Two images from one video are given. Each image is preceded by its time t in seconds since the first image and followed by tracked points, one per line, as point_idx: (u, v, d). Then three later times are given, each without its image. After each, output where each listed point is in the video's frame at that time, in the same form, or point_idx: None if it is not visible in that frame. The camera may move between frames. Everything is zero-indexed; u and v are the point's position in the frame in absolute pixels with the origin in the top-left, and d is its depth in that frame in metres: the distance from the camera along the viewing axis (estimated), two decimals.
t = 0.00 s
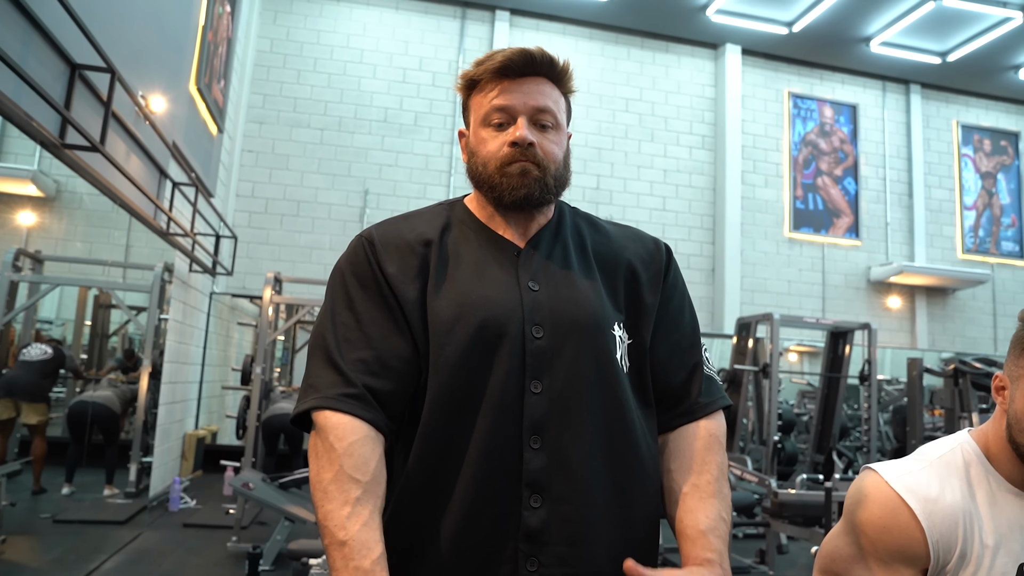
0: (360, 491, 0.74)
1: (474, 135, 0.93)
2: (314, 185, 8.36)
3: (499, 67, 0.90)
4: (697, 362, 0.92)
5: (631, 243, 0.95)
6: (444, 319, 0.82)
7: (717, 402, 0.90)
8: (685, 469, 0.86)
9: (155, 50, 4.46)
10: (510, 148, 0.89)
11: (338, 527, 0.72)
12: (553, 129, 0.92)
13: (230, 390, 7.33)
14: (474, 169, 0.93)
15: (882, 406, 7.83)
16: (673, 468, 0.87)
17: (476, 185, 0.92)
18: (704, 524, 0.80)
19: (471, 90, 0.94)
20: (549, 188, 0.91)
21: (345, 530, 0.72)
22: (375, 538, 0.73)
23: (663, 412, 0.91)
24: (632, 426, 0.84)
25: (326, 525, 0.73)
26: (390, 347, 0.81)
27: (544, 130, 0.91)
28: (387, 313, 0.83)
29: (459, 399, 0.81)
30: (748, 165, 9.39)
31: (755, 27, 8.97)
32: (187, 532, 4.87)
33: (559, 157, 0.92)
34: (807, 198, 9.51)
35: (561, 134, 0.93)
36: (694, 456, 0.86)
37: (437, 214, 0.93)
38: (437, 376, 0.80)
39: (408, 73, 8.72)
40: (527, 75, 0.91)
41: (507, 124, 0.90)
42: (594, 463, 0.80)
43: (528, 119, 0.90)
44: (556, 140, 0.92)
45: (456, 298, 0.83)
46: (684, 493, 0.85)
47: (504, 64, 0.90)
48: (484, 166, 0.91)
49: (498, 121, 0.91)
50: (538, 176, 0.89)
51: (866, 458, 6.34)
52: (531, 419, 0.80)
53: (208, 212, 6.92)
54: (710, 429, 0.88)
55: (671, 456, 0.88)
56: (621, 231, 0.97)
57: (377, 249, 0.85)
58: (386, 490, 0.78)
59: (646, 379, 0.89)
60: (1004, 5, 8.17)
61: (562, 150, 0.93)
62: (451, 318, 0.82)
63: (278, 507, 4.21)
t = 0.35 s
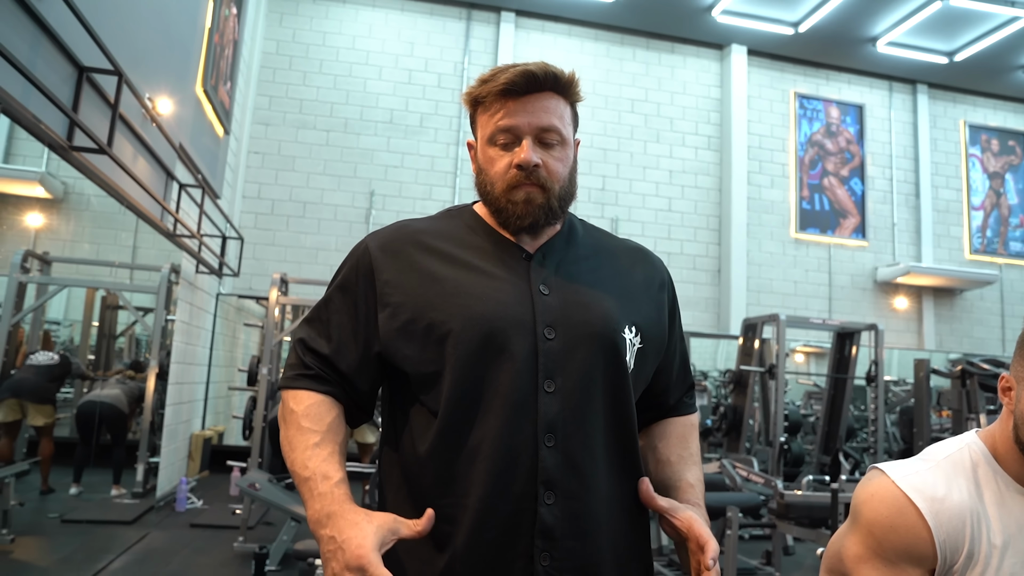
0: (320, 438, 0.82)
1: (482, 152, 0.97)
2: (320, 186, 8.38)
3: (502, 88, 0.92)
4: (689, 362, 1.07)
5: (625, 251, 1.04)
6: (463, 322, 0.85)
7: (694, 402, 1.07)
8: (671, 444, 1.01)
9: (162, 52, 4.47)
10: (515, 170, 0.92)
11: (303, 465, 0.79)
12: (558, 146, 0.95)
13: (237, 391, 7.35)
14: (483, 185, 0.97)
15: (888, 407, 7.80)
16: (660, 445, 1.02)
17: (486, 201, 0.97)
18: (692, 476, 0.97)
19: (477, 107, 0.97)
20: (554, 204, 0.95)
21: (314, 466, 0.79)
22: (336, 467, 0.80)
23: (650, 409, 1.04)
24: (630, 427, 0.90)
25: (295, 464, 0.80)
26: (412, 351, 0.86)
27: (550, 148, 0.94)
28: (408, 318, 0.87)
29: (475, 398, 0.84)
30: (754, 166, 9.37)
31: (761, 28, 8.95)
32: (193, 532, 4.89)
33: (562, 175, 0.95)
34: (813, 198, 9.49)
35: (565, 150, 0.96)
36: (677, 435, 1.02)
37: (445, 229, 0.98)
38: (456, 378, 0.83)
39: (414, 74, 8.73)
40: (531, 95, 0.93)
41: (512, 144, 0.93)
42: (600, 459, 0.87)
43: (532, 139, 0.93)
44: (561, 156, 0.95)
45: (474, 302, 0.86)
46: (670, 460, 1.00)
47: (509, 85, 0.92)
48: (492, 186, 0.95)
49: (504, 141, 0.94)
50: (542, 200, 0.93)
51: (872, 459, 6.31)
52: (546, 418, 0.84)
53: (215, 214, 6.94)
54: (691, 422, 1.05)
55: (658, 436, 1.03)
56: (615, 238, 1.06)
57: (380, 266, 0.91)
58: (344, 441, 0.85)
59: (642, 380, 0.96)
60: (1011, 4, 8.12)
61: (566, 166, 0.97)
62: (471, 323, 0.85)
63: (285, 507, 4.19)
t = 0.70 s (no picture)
0: (314, 429, 0.82)
1: (454, 156, 0.99)
2: (318, 183, 8.37)
3: (466, 92, 0.95)
4: (686, 346, 1.07)
5: (616, 242, 1.04)
6: (448, 322, 0.86)
7: (697, 385, 1.06)
8: (676, 432, 1.01)
9: (159, 47, 4.47)
10: (485, 167, 0.94)
11: (299, 456, 0.79)
12: (527, 140, 0.96)
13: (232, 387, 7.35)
14: (458, 188, 0.99)
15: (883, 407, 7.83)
16: (664, 433, 1.02)
17: (464, 204, 0.98)
18: (694, 463, 0.97)
19: (446, 115, 1.00)
20: (529, 198, 0.96)
21: (312, 455, 0.79)
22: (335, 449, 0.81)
23: (651, 398, 1.04)
24: (616, 420, 0.90)
25: (294, 453, 0.80)
26: (399, 350, 0.87)
27: (518, 143, 0.95)
28: (395, 321, 0.88)
29: (459, 396, 0.85)
30: (751, 166, 9.38)
31: (760, 28, 8.95)
32: (188, 528, 4.88)
33: (534, 168, 0.96)
34: (810, 199, 9.50)
35: (535, 145, 0.97)
36: (682, 422, 1.02)
37: (435, 231, 0.98)
38: (443, 376, 0.84)
39: (412, 71, 8.73)
40: (495, 95, 0.95)
41: (482, 142, 0.95)
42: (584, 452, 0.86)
43: (499, 135, 0.95)
44: (531, 151, 0.97)
45: (456, 302, 0.87)
46: (675, 448, 1.00)
47: (472, 87, 0.95)
48: (466, 186, 0.97)
49: (473, 141, 0.96)
50: (516, 197, 0.94)
51: (866, 460, 6.33)
52: (529, 413, 0.84)
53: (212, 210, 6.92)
54: (694, 407, 1.04)
55: (663, 423, 1.03)
56: (607, 230, 1.06)
57: (370, 269, 0.92)
58: (338, 434, 0.85)
59: (631, 373, 0.95)
60: (1009, 6, 8.14)
61: (537, 161, 0.98)
62: (453, 324, 0.86)
63: (281, 504, 4.18)
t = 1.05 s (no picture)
0: (284, 448, 0.85)
1: (439, 178, 0.99)
2: (332, 189, 8.41)
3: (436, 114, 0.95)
4: (702, 332, 1.03)
5: (620, 235, 1.01)
6: (448, 339, 0.87)
7: (718, 368, 1.03)
8: (694, 415, 1.00)
9: (175, 56, 4.50)
10: (468, 186, 0.94)
11: (260, 467, 0.84)
12: (505, 150, 0.95)
13: (248, 394, 7.39)
14: (447, 207, 0.99)
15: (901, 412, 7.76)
16: (689, 420, 1.00)
17: (454, 222, 0.98)
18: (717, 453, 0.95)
19: (425, 137, 1.00)
20: (516, 209, 0.94)
21: (267, 473, 0.83)
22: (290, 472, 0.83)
23: (672, 386, 1.02)
24: (625, 421, 0.87)
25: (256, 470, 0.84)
26: (403, 369, 0.88)
27: (496, 156, 0.94)
28: (396, 339, 0.90)
29: (463, 410, 0.85)
30: (765, 169, 9.34)
31: (772, 30, 8.92)
32: (205, 533, 4.90)
33: (517, 178, 0.95)
34: (825, 201, 9.44)
35: (515, 154, 0.95)
36: (705, 407, 1.00)
37: (436, 249, 0.99)
38: (446, 392, 0.85)
39: (425, 78, 8.77)
40: (467, 111, 0.95)
41: (460, 161, 0.95)
42: (591, 456, 0.84)
43: (476, 151, 0.94)
44: (512, 161, 0.95)
45: (450, 320, 0.88)
46: (696, 438, 0.98)
47: (441, 108, 0.95)
48: (453, 205, 0.97)
49: (453, 160, 0.96)
50: (502, 210, 0.93)
51: (884, 465, 6.26)
52: (531, 421, 0.83)
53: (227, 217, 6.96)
54: (715, 390, 1.01)
55: (684, 411, 1.01)
56: (614, 224, 1.04)
57: (372, 293, 0.95)
58: (314, 454, 0.87)
59: (641, 370, 0.92)
60: None
61: (520, 170, 0.96)
62: (452, 341, 0.86)
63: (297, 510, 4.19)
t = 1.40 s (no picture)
0: (346, 482, 1.00)
1: (448, 180, 0.96)
2: (349, 189, 8.45)
3: (446, 118, 0.90)
4: (715, 324, 0.98)
5: (629, 227, 0.97)
6: (461, 348, 0.86)
7: (732, 361, 0.98)
8: (710, 411, 0.95)
9: (194, 57, 4.53)
10: (479, 192, 0.90)
11: (332, 506, 0.99)
12: (517, 154, 0.91)
13: (268, 392, 7.45)
14: (456, 210, 0.96)
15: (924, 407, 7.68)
16: (702, 415, 0.96)
17: (463, 227, 0.95)
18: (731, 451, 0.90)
19: (433, 137, 0.96)
20: (528, 216, 0.91)
21: (337, 510, 0.98)
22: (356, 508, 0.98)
23: (683, 381, 0.97)
24: (642, 423, 0.84)
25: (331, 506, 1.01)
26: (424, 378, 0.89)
27: (508, 160, 0.90)
28: (415, 350, 0.91)
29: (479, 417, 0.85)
30: (784, 164, 9.27)
31: (790, 24, 8.84)
32: (228, 531, 4.94)
33: (529, 183, 0.92)
34: (844, 196, 9.35)
35: (527, 157, 0.92)
36: (719, 402, 0.95)
37: (445, 254, 0.98)
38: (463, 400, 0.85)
39: (441, 76, 8.78)
40: (477, 114, 0.90)
41: (471, 167, 0.92)
42: (608, 461, 0.81)
43: (488, 158, 0.90)
44: (523, 165, 0.91)
45: (464, 328, 0.87)
46: (713, 433, 0.94)
47: (451, 112, 0.91)
48: (463, 211, 0.93)
49: (463, 165, 0.92)
50: (514, 217, 0.90)
51: (908, 462, 6.20)
52: (545, 426, 0.81)
53: (246, 217, 7.01)
54: (729, 384, 0.96)
55: (698, 406, 0.97)
56: (623, 215, 1.00)
57: (385, 308, 0.95)
58: (373, 477, 1.01)
59: (654, 366, 0.89)
60: None
61: (532, 173, 0.92)
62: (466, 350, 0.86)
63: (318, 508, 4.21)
